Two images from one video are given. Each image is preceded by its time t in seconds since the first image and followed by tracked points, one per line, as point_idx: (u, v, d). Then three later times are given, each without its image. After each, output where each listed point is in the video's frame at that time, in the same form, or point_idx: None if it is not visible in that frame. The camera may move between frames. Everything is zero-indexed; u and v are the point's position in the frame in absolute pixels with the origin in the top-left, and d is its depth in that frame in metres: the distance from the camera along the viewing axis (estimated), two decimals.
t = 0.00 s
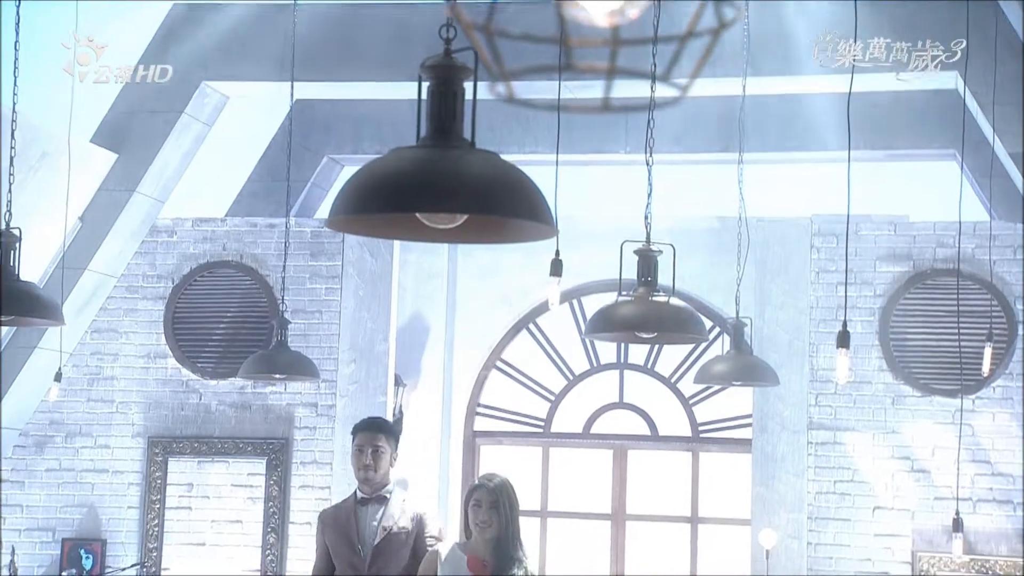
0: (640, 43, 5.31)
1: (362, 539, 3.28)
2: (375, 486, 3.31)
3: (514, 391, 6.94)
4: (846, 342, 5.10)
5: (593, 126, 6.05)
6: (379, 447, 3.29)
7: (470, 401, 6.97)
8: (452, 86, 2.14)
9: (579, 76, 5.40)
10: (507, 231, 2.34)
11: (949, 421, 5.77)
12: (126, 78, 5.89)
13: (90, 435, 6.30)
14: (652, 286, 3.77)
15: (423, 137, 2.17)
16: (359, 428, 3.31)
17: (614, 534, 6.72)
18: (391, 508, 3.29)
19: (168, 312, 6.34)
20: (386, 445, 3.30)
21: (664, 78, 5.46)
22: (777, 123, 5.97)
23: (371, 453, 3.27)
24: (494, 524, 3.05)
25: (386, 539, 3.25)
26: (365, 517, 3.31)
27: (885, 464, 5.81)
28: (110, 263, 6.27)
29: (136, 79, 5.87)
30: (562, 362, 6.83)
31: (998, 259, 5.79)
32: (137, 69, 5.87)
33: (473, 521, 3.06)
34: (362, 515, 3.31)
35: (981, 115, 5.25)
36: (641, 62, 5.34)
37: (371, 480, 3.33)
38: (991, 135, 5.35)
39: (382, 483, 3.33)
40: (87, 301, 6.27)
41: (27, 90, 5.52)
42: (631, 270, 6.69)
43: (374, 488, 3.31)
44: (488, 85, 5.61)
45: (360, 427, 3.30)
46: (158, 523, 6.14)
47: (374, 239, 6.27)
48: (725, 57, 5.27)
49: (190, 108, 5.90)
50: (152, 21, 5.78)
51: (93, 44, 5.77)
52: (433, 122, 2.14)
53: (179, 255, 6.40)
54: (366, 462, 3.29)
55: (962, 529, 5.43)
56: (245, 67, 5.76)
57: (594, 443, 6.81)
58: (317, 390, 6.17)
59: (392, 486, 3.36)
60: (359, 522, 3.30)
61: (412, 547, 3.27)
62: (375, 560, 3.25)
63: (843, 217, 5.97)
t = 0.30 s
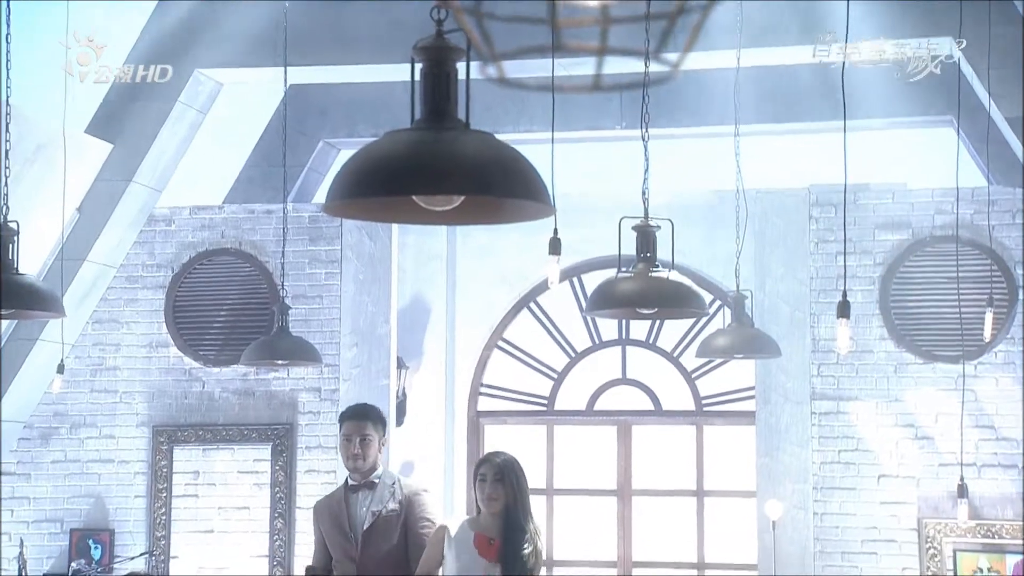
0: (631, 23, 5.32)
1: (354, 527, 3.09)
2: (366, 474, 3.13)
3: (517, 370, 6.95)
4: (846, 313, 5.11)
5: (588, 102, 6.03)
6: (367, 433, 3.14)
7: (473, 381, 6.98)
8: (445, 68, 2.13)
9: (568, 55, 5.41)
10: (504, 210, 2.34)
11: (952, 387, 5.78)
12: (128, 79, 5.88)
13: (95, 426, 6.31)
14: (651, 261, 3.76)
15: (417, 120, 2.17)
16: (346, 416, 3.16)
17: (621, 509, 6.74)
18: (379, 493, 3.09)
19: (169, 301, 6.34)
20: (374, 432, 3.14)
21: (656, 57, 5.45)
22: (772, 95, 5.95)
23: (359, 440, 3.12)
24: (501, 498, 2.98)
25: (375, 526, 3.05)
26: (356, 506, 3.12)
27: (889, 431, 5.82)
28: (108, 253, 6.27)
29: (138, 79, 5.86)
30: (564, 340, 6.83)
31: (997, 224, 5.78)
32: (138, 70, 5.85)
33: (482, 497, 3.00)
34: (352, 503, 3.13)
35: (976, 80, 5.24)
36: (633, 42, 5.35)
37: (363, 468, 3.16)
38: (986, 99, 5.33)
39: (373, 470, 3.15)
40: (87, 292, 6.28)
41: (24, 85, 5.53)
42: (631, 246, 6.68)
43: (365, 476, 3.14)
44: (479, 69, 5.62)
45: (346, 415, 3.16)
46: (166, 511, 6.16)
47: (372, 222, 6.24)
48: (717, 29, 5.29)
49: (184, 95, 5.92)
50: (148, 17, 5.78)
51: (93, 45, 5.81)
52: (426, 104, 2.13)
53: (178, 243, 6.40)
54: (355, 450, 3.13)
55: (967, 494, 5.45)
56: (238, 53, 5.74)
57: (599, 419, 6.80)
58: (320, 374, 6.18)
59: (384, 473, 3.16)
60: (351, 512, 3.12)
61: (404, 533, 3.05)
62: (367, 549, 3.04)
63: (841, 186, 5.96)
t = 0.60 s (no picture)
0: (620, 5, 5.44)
1: (356, 507, 2.89)
2: (367, 454, 2.93)
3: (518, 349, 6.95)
4: (844, 281, 5.10)
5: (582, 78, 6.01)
6: (370, 415, 2.91)
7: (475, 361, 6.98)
8: (437, 49, 2.13)
9: (560, 33, 5.58)
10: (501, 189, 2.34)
11: (953, 353, 5.78)
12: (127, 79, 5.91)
13: (100, 416, 6.33)
14: (650, 238, 3.76)
15: (410, 102, 2.17)
16: (348, 392, 2.92)
17: (626, 484, 6.74)
18: (385, 479, 2.92)
19: (168, 290, 6.34)
20: (377, 413, 2.92)
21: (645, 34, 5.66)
22: (767, 65, 5.88)
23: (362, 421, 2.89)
24: (491, 471, 2.96)
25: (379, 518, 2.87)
26: (356, 486, 2.93)
27: (891, 399, 5.84)
28: (107, 243, 6.29)
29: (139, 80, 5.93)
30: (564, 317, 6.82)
31: (995, 189, 5.77)
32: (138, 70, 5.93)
33: (467, 468, 2.98)
34: (351, 483, 2.93)
35: (970, 42, 5.22)
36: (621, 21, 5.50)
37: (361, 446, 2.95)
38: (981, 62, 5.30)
39: (373, 450, 2.95)
40: (87, 283, 6.30)
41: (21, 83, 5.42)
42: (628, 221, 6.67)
43: (367, 455, 2.93)
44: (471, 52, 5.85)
45: (350, 391, 2.91)
46: (172, 499, 6.18)
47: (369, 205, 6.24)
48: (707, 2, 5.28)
49: (178, 82, 6.01)
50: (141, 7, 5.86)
51: (93, 44, 5.89)
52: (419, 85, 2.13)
53: (176, 232, 6.40)
54: (358, 431, 2.90)
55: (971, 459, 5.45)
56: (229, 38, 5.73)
57: (600, 395, 6.79)
58: (322, 358, 6.18)
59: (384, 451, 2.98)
60: (350, 492, 2.92)
61: (406, 524, 2.91)
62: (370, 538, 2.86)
63: (837, 155, 5.95)
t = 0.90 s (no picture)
0: None
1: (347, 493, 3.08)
2: (358, 440, 3.12)
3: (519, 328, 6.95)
4: (844, 252, 5.10)
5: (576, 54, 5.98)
6: (361, 401, 3.11)
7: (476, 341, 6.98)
8: (429, 31, 2.12)
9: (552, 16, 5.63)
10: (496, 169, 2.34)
11: (953, 320, 5.79)
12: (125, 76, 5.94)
13: (103, 406, 6.32)
14: (647, 214, 3.75)
15: (403, 84, 2.16)
16: (338, 381, 3.12)
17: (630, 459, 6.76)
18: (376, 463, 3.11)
19: (168, 279, 6.34)
20: (367, 399, 3.12)
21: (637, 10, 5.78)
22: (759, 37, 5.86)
23: (354, 406, 3.09)
24: (481, 453, 3.26)
25: (376, 493, 3.07)
26: (348, 471, 3.12)
27: (893, 368, 5.85)
28: (104, 233, 6.28)
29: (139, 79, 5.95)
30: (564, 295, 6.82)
31: (990, 154, 5.76)
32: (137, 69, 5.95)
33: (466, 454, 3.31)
34: (344, 468, 3.11)
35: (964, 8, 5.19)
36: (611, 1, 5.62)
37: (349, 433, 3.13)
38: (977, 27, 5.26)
39: (363, 436, 3.14)
40: (85, 273, 6.29)
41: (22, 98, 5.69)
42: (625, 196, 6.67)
43: (357, 442, 3.12)
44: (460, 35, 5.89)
45: (341, 379, 3.11)
46: (177, 487, 6.20)
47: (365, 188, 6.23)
48: None
49: (172, 70, 5.97)
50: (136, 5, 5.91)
51: (93, 44, 5.92)
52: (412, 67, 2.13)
53: (173, 220, 6.38)
54: (349, 418, 3.10)
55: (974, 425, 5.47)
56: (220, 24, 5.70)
57: (604, 371, 6.79)
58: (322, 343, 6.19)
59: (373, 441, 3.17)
60: (342, 475, 3.10)
61: (397, 505, 3.10)
62: (366, 513, 3.06)
63: (833, 125, 5.94)
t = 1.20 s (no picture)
0: None
1: (331, 481, 3.15)
2: (339, 430, 3.20)
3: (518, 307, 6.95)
4: (841, 223, 5.10)
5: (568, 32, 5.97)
6: (342, 390, 3.20)
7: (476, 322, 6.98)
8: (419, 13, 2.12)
9: None
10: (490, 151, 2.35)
11: (952, 287, 5.80)
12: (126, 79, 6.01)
13: (104, 397, 6.33)
14: (643, 191, 3.75)
15: (396, 68, 2.16)
16: (318, 372, 3.21)
17: (633, 435, 6.76)
18: (357, 451, 3.18)
19: (167, 269, 6.32)
20: (348, 388, 3.21)
21: None
22: (753, 9, 5.84)
23: (332, 396, 3.17)
24: (494, 431, 3.33)
25: (359, 480, 3.13)
26: (330, 461, 3.19)
27: (892, 337, 5.86)
28: (101, 224, 6.28)
29: (138, 78, 6.00)
30: (562, 274, 6.82)
31: (985, 119, 5.75)
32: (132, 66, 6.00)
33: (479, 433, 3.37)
34: (326, 460, 3.19)
35: None
36: None
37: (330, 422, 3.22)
38: None
39: (344, 425, 3.22)
40: (84, 264, 6.29)
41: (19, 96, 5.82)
42: (621, 173, 6.66)
43: (338, 431, 3.21)
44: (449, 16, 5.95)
45: (318, 371, 3.20)
46: (182, 476, 6.21)
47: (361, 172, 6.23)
48: None
49: (162, 58, 6.02)
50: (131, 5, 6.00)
51: (93, 44, 6.02)
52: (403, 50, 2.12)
53: (169, 210, 6.36)
54: (329, 408, 3.19)
55: (974, 392, 5.49)
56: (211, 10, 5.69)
57: (605, 348, 6.81)
58: (322, 327, 6.21)
59: (354, 428, 3.25)
60: (325, 466, 3.18)
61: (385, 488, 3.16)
62: (351, 501, 3.13)
63: (826, 96, 5.93)
